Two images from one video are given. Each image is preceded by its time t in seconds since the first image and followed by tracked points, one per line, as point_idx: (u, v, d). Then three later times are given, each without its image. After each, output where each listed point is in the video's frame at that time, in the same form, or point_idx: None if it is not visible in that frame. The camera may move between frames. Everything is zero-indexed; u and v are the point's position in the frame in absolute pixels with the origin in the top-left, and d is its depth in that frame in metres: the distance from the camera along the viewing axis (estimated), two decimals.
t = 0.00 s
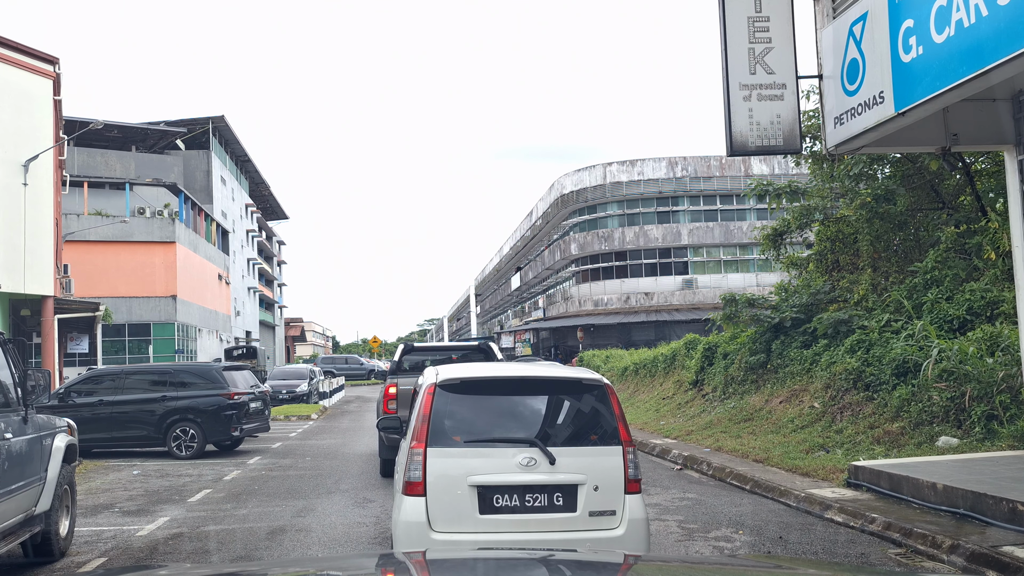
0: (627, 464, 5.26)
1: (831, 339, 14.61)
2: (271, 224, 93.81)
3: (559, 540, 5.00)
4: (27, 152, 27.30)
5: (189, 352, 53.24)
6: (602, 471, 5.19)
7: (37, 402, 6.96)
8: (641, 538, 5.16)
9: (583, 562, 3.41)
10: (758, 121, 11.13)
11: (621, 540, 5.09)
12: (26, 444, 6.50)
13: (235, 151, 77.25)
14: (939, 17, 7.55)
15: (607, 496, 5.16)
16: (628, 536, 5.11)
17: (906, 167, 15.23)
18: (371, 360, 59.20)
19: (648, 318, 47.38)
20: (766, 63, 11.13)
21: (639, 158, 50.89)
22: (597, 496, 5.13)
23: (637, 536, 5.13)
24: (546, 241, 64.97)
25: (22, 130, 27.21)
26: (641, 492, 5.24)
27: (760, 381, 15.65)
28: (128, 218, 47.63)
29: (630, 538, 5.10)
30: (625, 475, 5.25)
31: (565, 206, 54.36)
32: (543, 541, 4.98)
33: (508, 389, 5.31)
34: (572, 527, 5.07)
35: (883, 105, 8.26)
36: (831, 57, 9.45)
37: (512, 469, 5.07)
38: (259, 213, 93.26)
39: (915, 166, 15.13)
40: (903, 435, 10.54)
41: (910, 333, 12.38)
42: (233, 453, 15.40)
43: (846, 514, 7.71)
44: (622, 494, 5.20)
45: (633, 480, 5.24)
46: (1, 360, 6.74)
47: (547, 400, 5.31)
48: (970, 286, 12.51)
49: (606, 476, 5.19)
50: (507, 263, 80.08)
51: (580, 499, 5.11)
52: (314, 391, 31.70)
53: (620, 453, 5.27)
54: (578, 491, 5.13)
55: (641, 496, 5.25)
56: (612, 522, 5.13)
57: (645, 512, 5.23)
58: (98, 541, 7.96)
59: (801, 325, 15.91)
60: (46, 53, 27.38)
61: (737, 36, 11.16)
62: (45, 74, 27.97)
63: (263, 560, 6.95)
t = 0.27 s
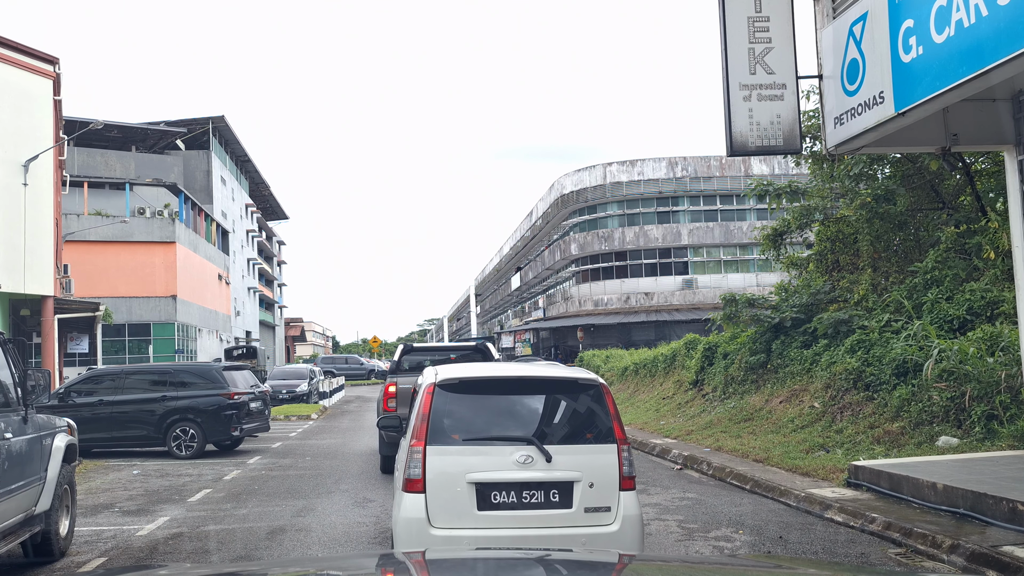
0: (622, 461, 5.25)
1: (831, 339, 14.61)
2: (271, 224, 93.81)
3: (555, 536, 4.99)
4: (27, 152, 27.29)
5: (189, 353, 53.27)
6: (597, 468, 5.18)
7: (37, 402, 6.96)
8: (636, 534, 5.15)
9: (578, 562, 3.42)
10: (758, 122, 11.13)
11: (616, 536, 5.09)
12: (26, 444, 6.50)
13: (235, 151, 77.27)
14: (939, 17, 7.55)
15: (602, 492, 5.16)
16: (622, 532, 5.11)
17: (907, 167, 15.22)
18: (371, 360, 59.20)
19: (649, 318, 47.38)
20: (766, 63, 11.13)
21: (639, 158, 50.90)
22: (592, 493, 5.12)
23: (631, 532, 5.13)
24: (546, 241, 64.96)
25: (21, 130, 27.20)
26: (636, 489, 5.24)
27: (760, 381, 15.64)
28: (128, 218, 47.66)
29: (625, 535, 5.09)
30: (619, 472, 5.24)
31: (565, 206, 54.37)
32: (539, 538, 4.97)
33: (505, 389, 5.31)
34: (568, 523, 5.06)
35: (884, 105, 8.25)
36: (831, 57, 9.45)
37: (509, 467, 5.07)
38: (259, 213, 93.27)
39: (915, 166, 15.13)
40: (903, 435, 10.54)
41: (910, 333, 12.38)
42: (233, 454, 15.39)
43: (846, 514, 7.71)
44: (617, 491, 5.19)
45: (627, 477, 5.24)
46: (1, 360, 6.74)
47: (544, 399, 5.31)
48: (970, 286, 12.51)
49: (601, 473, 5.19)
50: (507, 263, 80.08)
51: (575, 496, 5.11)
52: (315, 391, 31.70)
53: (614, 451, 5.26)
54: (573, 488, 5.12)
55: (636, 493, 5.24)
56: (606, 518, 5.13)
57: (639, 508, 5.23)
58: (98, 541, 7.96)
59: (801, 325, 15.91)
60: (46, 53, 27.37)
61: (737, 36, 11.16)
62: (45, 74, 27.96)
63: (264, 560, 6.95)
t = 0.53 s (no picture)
0: (614, 458, 5.25)
1: (831, 339, 14.60)
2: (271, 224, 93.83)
3: (549, 532, 4.99)
4: (27, 152, 27.29)
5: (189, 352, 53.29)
6: (590, 465, 5.19)
7: (37, 402, 6.96)
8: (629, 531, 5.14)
9: (573, 562, 3.42)
10: (758, 121, 11.12)
11: (608, 531, 5.07)
12: (27, 444, 6.50)
13: (235, 151, 77.26)
14: (939, 17, 7.54)
15: (595, 488, 5.16)
16: (615, 528, 5.09)
17: (907, 167, 15.23)
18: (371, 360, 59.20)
19: (648, 318, 47.37)
20: (766, 63, 11.13)
21: (639, 158, 50.91)
22: (586, 489, 5.12)
23: (624, 528, 5.11)
24: (545, 241, 64.96)
25: (22, 130, 27.21)
26: (628, 485, 5.23)
27: (760, 381, 15.65)
28: (128, 218, 47.68)
29: (618, 531, 5.09)
30: (612, 469, 5.24)
31: (565, 206, 54.38)
32: (534, 534, 4.97)
33: (502, 388, 5.33)
34: (563, 519, 5.06)
35: (883, 105, 8.26)
36: (831, 57, 9.44)
37: (505, 464, 5.08)
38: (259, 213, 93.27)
39: (915, 166, 15.15)
40: (903, 434, 10.54)
41: (910, 332, 12.39)
42: (233, 453, 15.39)
43: (846, 514, 7.71)
44: (609, 487, 5.19)
45: (620, 473, 5.23)
46: (2, 360, 6.74)
47: (540, 398, 5.33)
48: (970, 286, 12.52)
49: (595, 469, 5.19)
50: (507, 263, 80.08)
51: (569, 492, 5.11)
52: (315, 391, 31.69)
53: (608, 448, 5.26)
54: (568, 484, 5.12)
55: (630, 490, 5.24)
56: (599, 513, 5.12)
57: (631, 505, 5.21)
58: (98, 540, 7.96)
59: (801, 325, 15.92)
60: (46, 53, 27.38)
61: (737, 36, 11.15)
62: (45, 74, 27.97)
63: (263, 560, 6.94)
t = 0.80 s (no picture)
0: (606, 455, 5.41)
1: (832, 338, 14.57)
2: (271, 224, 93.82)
3: (543, 525, 5.16)
4: (27, 152, 27.29)
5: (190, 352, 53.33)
6: (584, 461, 5.35)
7: (37, 402, 6.95)
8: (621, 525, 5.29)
9: (570, 559, 3.44)
10: (758, 121, 11.09)
11: (600, 525, 5.23)
12: (26, 444, 6.49)
13: (235, 151, 77.20)
14: (940, 16, 7.53)
15: (588, 484, 5.31)
16: (607, 522, 5.25)
17: (907, 167, 15.24)
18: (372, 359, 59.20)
19: (648, 318, 47.35)
20: (766, 63, 11.11)
21: (639, 158, 50.89)
22: (579, 484, 5.28)
23: (616, 522, 5.27)
24: (545, 241, 64.95)
25: (22, 130, 27.20)
26: (619, 481, 5.38)
27: (760, 381, 15.63)
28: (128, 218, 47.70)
29: (610, 525, 5.23)
30: (604, 464, 5.39)
31: (565, 206, 54.36)
32: (528, 527, 5.15)
33: (499, 387, 5.50)
34: (556, 513, 5.22)
35: (884, 105, 8.25)
36: (831, 57, 9.43)
37: (501, 460, 5.25)
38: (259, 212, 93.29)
39: (916, 166, 15.16)
40: (904, 434, 10.53)
41: (910, 332, 12.39)
42: (233, 453, 15.38)
43: (847, 514, 7.70)
44: (602, 482, 5.34)
45: (612, 469, 5.39)
46: (1, 360, 6.74)
47: (535, 398, 5.50)
48: (970, 285, 12.51)
49: (588, 465, 5.35)
50: (507, 263, 80.08)
51: (563, 486, 5.27)
52: (315, 391, 31.64)
53: (600, 445, 5.41)
54: (561, 479, 5.29)
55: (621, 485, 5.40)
56: (592, 507, 5.28)
57: (623, 499, 5.36)
58: (98, 541, 7.95)
59: (801, 325, 15.89)
60: (46, 53, 27.39)
61: (737, 36, 11.15)
62: (45, 74, 27.96)
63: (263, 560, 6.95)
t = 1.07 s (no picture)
0: (598, 451, 5.59)
1: (833, 338, 14.53)
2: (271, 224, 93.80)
3: (537, 520, 5.32)
4: (26, 152, 27.25)
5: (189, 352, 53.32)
6: (576, 458, 5.52)
7: (34, 402, 6.91)
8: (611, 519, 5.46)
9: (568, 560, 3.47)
10: (760, 120, 11.05)
11: (592, 518, 5.39)
12: (24, 445, 6.45)
13: (235, 151, 77.18)
14: (942, 15, 7.49)
15: (579, 479, 5.48)
16: (598, 515, 5.42)
17: (908, 167, 15.27)
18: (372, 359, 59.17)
19: (648, 318, 47.31)
20: (767, 61, 11.07)
21: (639, 158, 50.84)
22: (571, 480, 5.45)
23: (607, 516, 5.44)
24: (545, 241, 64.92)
25: (21, 130, 27.16)
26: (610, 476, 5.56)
27: (760, 381, 15.59)
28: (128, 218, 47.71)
29: (600, 518, 5.40)
30: (595, 461, 5.57)
31: (565, 205, 54.33)
32: (522, 521, 5.30)
33: (495, 386, 5.69)
34: (549, 508, 5.38)
35: (885, 103, 8.21)
36: (833, 55, 9.38)
37: (497, 457, 5.42)
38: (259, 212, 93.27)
39: (918, 165, 15.19)
40: (905, 435, 10.50)
41: (911, 333, 12.35)
42: (232, 454, 15.33)
43: (848, 515, 7.66)
44: (593, 478, 5.51)
45: (603, 465, 5.56)
46: None
47: (530, 397, 5.69)
48: (971, 285, 12.48)
49: (580, 461, 5.52)
50: (507, 263, 80.05)
51: (556, 482, 5.44)
52: (314, 391, 31.60)
53: (591, 442, 5.60)
54: (554, 475, 5.45)
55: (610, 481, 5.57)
56: (583, 502, 5.45)
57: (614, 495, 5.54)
58: (96, 542, 7.90)
59: (802, 325, 15.84)
60: (46, 52, 27.37)
61: (738, 34, 11.11)
62: (45, 73, 27.93)
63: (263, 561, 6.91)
